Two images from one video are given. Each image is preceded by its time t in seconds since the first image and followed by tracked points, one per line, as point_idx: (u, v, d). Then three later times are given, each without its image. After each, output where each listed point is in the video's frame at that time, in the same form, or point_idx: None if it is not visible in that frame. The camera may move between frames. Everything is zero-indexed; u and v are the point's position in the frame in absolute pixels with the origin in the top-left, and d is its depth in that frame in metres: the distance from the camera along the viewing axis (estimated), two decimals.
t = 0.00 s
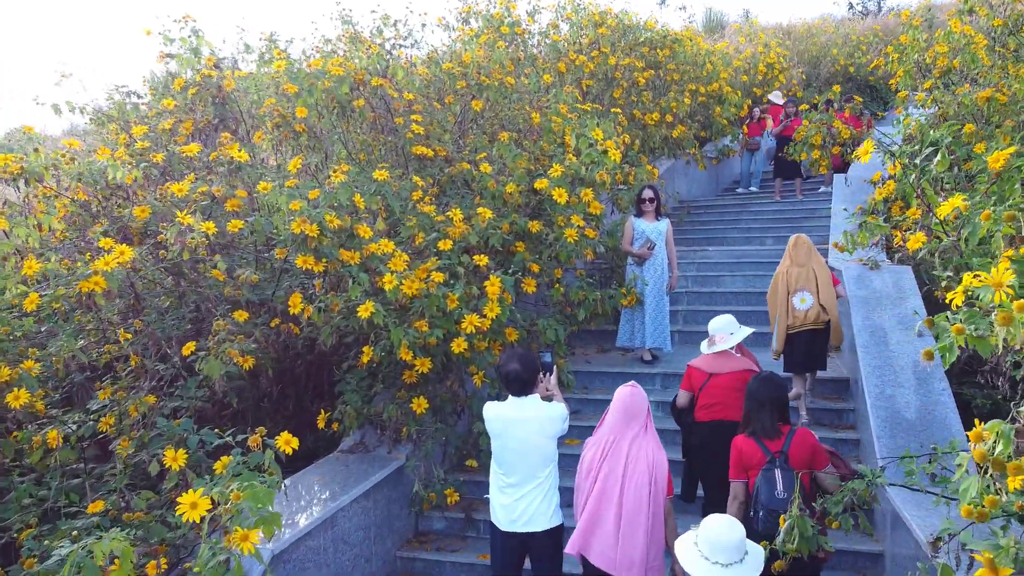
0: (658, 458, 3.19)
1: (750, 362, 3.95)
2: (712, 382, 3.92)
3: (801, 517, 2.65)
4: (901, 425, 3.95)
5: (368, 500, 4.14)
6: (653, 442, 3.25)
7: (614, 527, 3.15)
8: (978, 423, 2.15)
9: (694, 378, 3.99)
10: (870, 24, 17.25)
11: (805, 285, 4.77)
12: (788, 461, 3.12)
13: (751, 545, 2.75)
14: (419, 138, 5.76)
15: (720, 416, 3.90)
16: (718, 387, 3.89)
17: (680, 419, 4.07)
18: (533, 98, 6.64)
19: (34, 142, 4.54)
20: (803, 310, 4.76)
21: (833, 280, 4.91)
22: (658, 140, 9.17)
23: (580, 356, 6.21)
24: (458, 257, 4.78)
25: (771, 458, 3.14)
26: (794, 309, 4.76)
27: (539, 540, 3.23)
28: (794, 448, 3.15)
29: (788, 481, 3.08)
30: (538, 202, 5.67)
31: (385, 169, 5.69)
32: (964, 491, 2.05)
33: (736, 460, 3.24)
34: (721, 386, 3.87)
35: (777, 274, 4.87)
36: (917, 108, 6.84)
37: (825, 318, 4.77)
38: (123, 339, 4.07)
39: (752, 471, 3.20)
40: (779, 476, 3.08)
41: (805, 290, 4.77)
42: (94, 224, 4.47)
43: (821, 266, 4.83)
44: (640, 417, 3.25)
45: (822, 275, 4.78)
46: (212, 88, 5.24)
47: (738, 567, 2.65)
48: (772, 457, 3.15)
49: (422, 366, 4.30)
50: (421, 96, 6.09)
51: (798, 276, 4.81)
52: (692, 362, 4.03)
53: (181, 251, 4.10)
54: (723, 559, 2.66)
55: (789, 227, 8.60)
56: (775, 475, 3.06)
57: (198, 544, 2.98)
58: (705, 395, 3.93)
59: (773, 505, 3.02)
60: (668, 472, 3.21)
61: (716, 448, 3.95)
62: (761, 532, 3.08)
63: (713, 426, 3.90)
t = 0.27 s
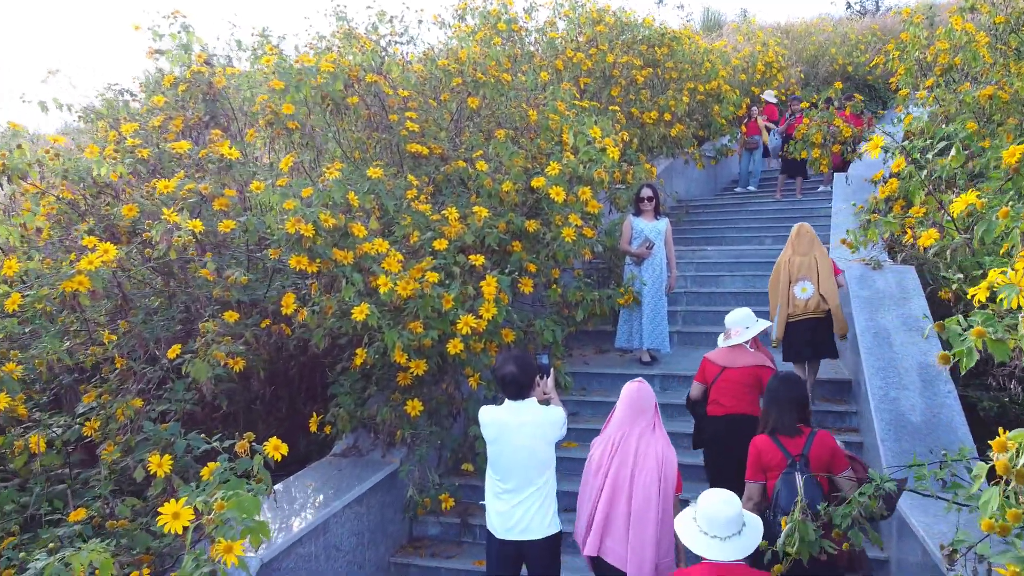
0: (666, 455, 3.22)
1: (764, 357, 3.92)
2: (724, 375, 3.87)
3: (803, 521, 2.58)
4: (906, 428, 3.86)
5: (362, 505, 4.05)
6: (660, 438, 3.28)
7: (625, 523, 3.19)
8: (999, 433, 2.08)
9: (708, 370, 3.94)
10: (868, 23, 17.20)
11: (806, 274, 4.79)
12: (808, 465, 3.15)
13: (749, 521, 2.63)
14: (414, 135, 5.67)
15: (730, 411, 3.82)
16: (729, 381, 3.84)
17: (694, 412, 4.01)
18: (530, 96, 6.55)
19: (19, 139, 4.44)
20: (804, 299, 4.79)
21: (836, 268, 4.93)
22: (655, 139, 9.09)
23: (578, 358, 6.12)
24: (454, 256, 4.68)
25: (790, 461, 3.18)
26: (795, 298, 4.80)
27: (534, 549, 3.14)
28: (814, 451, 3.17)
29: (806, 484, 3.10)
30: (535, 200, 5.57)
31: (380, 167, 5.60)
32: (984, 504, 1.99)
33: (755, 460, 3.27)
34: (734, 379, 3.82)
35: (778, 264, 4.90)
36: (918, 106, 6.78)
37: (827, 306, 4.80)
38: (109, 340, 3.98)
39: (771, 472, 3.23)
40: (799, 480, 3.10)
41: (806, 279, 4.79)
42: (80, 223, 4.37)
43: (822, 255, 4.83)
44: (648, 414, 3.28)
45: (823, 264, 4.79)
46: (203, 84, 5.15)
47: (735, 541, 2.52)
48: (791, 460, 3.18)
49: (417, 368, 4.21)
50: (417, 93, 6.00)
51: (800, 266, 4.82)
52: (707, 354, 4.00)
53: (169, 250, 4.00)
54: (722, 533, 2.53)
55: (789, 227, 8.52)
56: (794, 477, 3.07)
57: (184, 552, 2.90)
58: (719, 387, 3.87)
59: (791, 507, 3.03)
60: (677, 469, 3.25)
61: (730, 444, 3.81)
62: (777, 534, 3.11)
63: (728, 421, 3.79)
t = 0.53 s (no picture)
0: (669, 449, 3.30)
1: (781, 335, 3.90)
2: (740, 354, 3.89)
3: (818, 539, 2.49)
4: (911, 433, 3.78)
5: (353, 512, 3.95)
6: (662, 432, 3.36)
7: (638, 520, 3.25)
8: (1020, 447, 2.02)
9: (725, 349, 3.97)
10: (865, 23, 17.14)
11: (807, 265, 4.93)
12: (827, 467, 3.09)
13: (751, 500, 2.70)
14: (408, 133, 5.58)
15: (748, 389, 3.87)
16: (745, 360, 3.87)
17: (709, 390, 4.07)
18: (526, 93, 6.45)
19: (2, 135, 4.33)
20: (805, 289, 4.93)
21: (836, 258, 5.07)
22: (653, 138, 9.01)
23: (575, 359, 6.03)
24: (448, 256, 4.58)
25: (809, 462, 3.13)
26: (796, 288, 4.94)
27: (531, 558, 3.05)
28: (832, 452, 3.12)
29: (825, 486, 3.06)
30: (531, 199, 5.47)
31: (373, 166, 5.50)
32: (1006, 521, 1.92)
33: (773, 460, 3.23)
34: (749, 359, 3.85)
35: (780, 255, 5.04)
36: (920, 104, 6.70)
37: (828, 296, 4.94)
38: (94, 342, 3.88)
39: (789, 473, 3.21)
40: (818, 483, 3.05)
41: (807, 270, 4.93)
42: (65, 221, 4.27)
43: (822, 246, 4.96)
44: (649, 410, 3.34)
45: (824, 255, 4.93)
46: (192, 80, 5.04)
47: (738, 519, 2.59)
48: (810, 462, 3.13)
49: (410, 371, 4.11)
50: (411, 89, 5.90)
51: (802, 255, 4.94)
52: (724, 333, 4.01)
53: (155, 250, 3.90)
54: (726, 511, 2.60)
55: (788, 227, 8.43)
56: (813, 481, 3.02)
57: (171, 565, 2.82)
58: (734, 367, 3.90)
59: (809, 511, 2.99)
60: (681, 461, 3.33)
61: (748, 422, 3.89)
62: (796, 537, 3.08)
63: (745, 400, 3.86)
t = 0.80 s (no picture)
0: (677, 444, 3.27)
1: (790, 331, 3.98)
2: (750, 348, 3.94)
3: (837, 560, 2.37)
4: (916, 438, 3.69)
5: (344, 519, 3.84)
6: (668, 428, 3.33)
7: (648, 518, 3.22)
8: None
9: (733, 343, 4.02)
10: (863, 22, 17.08)
11: (804, 260, 4.95)
12: (840, 469, 3.11)
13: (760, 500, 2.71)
14: (401, 131, 5.47)
15: (755, 383, 3.89)
16: (755, 354, 3.92)
17: (716, 384, 4.11)
18: (522, 91, 6.35)
19: None
20: (802, 284, 4.93)
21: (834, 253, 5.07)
22: (650, 136, 8.93)
23: (571, 361, 5.93)
24: (442, 256, 4.48)
25: (824, 463, 3.15)
26: (793, 283, 4.96)
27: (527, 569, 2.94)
28: (849, 456, 3.13)
29: (839, 488, 3.07)
30: (527, 198, 5.37)
31: (365, 164, 5.40)
32: None
33: (786, 459, 3.27)
34: (758, 353, 3.89)
35: (778, 249, 5.05)
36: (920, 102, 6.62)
37: (824, 292, 4.96)
38: (75, 344, 3.77)
39: (802, 473, 3.23)
40: (829, 485, 3.07)
41: (805, 265, 4.94)
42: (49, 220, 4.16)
43: (821, 241, 4.97)
44: (654, 406, 3.32)
45: (822, 250, 4.95)
46: (180, 76, 4.92)
47: (746, 517, 2.60)
48: (824, 463, 3.15)
49: (403, 374, 4.00)
50: (404, 86, 5.80)
51: (800, 251, 4.96)
52: (733, 327, 4.07)
53: (138, 249, 3.79)
54: (733, 508, 2.61)
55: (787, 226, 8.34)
56: (824, 482, 3.04)
57: None
58: (742, 360, 3.94)
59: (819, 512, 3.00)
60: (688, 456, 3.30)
61: (754, 416, 3.90)
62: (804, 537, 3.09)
63: (752, 394, 3.88)
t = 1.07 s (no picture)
0: (694, 448, 3.36)
1: (790, 321, 4.08)
2: (751, 338, 4.04)
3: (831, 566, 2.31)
4: (919, 442, 3.59)
5: (332, 526, 3.74)
6: (687, 433, 3.43)
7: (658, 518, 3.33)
8: None
9: (733, 333, 4.12)
10: (858, 21, 17.03)
11: (798, 244, 5.25)
12: (845, 473, 3.04)
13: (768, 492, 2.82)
14: (392, 128, 5.37)
15: (757, 372, 4.00)
16: (756, 343, 4.02)
17: (716, 374, 4.20)
18: (516, 88, 6.25)
19: None
20: (796, 267, 5.23)
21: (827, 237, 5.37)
22: (645, 135, 8.85)
23: (566, 362, 5.84)
24: (433, 256, 4.38)
25: (830, 467, 3.06)
26: (787, 266, 5.26)
27: None
28: (856, 459, 3.05)
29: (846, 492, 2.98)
30: (521, 197, 5.28)
31: (356, 162, 5.30)
32: None
33: (791, 462, 3.17)
34: (759, 342, 3.99)
35: (772, 233, 5.36)
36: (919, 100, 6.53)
37: (818, 275, 5.25)
38: (55, 346, 3.66)
39: (808, 476, 3.13)
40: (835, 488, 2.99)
41: (798, 249, 5.24)
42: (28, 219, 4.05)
43: (813, 225, 5.28)
44: (674, 410, 3.42)
45: (814, 234, 5.25)
46: (165, 72, 4.82)
47: (757, 499, 2.71)
48: (829, 467, 3.07)
49: (393, 377, 3.90)
50: (396, 83, 5.70)
51: (793, 235, 5.28)
52: (734, 317, 4.15)
53: (119, 249, 3.68)
54: (747, 490, 2.72)
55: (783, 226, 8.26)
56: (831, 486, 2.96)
57: None
58: (743, 350, 4.04)
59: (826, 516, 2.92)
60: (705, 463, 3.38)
61: (755, 405, 4.01)
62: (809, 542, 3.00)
63: (754, 383, 3.99)
